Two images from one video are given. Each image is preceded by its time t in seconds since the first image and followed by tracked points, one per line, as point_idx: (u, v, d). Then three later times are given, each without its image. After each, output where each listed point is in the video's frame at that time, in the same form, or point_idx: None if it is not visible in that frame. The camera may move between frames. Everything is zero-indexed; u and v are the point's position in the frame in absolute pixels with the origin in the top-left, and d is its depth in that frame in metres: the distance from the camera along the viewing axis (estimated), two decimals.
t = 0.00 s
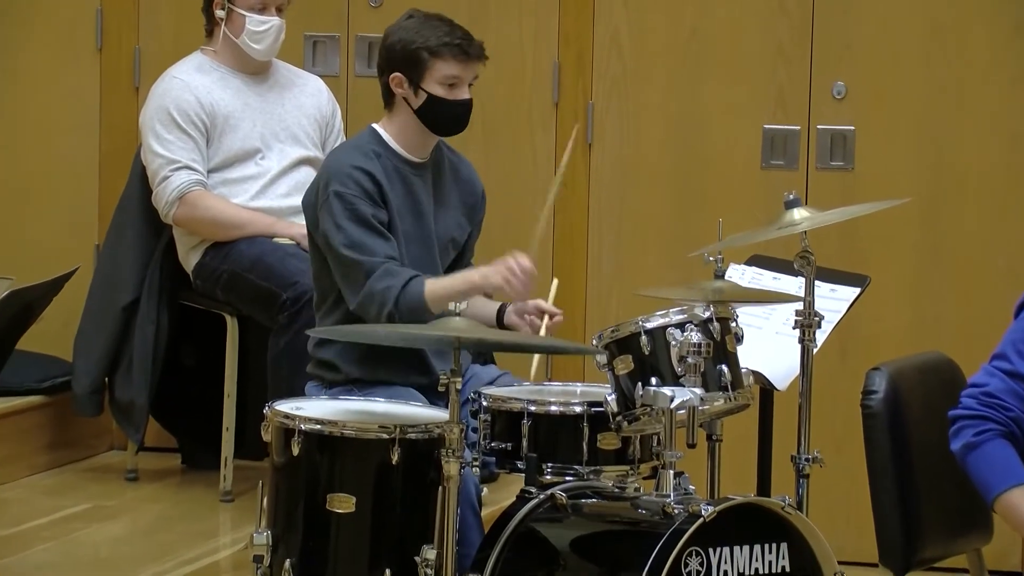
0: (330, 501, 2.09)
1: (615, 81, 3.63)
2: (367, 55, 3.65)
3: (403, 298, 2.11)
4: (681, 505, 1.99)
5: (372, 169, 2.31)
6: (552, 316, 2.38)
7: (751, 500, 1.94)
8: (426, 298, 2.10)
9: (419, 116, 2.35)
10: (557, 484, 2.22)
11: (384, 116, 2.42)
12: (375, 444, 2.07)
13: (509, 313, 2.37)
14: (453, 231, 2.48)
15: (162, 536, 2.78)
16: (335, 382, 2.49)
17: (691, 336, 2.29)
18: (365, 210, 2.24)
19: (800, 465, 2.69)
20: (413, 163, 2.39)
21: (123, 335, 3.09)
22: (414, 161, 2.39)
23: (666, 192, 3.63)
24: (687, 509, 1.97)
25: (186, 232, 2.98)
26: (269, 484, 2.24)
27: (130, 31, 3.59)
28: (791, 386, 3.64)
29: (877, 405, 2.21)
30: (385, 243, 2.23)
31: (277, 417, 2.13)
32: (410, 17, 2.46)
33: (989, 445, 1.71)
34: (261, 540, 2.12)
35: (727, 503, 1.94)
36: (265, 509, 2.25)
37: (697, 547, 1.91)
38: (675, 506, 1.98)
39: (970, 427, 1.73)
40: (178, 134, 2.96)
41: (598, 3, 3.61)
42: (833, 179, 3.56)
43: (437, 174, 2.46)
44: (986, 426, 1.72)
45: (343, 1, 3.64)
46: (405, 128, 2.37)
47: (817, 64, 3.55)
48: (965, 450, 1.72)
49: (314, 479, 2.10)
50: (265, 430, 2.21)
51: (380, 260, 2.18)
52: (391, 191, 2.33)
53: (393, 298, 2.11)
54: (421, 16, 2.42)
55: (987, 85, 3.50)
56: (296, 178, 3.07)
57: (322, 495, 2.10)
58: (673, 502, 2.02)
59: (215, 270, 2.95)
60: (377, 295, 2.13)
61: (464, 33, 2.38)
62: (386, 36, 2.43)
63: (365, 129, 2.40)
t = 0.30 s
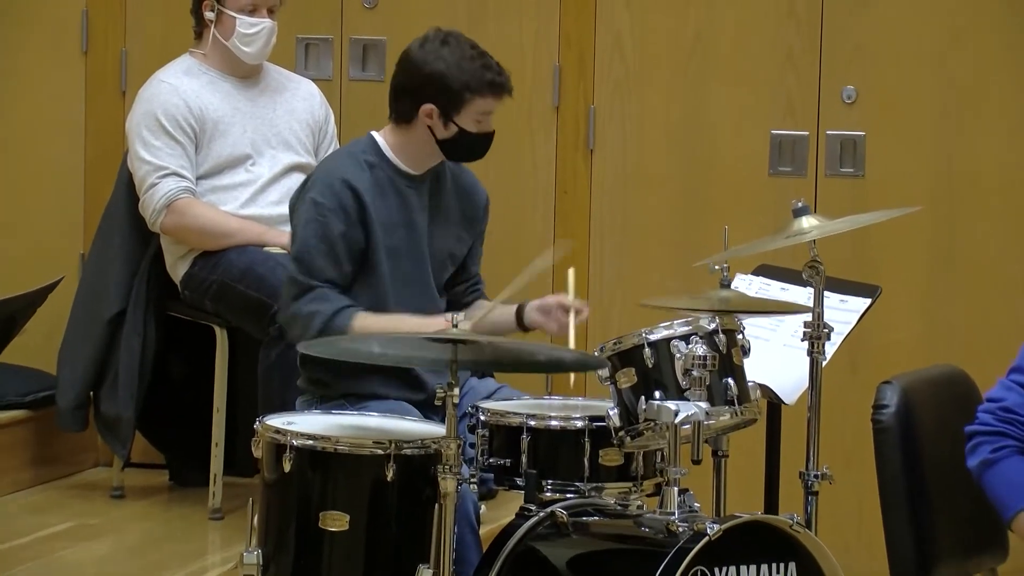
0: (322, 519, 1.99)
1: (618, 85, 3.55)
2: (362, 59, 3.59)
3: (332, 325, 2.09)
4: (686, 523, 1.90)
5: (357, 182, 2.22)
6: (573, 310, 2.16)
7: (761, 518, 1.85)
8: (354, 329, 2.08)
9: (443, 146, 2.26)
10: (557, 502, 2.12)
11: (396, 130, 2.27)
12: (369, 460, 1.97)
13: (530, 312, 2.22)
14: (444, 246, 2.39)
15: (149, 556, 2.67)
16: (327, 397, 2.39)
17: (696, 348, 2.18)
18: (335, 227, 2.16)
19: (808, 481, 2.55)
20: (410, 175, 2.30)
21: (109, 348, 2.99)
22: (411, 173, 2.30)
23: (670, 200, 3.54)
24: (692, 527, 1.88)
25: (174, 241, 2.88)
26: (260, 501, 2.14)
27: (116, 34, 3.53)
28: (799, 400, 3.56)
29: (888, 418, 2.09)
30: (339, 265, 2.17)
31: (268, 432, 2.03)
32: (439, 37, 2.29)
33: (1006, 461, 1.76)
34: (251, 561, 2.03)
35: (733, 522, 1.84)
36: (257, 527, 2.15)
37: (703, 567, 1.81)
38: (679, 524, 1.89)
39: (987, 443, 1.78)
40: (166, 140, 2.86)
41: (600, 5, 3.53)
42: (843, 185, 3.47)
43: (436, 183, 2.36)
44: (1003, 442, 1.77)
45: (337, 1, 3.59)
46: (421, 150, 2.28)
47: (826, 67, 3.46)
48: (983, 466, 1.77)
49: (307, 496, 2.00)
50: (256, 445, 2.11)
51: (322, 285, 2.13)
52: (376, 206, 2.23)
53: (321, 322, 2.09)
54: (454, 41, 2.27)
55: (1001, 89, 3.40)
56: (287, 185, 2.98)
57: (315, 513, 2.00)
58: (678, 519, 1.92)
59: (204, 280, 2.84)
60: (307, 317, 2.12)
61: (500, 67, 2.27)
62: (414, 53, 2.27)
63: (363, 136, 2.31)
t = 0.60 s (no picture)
0: (315, 532, 1.89)
1: (619, 84, 3.47)
2: (356, 57, 3.52)
3: (249, 319, 2.07)
4: (689, 536, 1.82)
5: (328, 181, 2.17)
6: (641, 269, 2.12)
7: (764, 530, 1.78)
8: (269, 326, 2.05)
9: (441, 148, 2.21)
10: (557, 514, 2.03)
11: (393, 132, 2.21)
12: (363, 471, 1.88)
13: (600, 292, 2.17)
14: (445, 251, 2.26)
15: (136, 570, 2.57)
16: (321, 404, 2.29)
17: (701, 356, 2.09)
18: (286, 224, 2.14)
19: (816, 493, 2.47)
20: (400, 177, 2.22)
21: (95, 356, 2.90)
22: (405, 177, 2.22)
23: (674, 202, 3.46)
24: (696, 540, 1.79)
25: (162, 245, 2.79)
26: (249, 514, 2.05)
27: (102, 33, 3.47)
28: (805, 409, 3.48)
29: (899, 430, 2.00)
30: (287, 262, 2.14)
31: (259, 443, 1.95)
32: (436, 35, 2.21)
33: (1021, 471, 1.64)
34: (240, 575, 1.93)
35: (737, 535, 1.77)
36: (245, 541, 2.06)
37: None
38: (682, 537, 1.80)
39: (1001, 453, 1.67)
40: (154, 140, 2.78)
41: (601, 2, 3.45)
42: (853, 188, 3.39)
43: (436, 185, 2.26)
44: (1018, 452, 1.65)
45: None
46: (417, 152, 2.22)
47: (834, 67, 3.38)
48: (996, 477, 1.66)
49: (299, 508, 1.90)
50: (246, 456, 2.02)
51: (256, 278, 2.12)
52: (348, 208, 2.17)
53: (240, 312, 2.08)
54: (452, 39, 2.20)
55: (1013, 87, 3.32)
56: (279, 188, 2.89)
57: (308, 526, 1.90)
58: (681, 532, 1.84)
59: (194, 286, 2.75)
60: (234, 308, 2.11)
61: (499, 66, 2.21)
62: (411, 51, 2.20)
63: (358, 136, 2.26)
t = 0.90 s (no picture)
0: (309, 545, 1.81)
1: (621, 84, 3.40)
2: (350, 56, 3.44)
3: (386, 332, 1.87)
4: (693, 548, 1.73)
5: (349, 185, 2.06)
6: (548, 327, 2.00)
7: (771, 543, 1.70)
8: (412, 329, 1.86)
9: (438, 153, 2.12)
10: (558, 525, 1.95)
11: (387, 141, 2.11)
12: (357, 483, 1.79)
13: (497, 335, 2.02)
14: (437, 253, 2.23)
15: None
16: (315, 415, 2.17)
17: (705, 363, 2.00)
18: (343, 231, 1.99)
19: (825, 504, 2.33)
20: (399, 181, 2.14)
21: (81, 364, 2.81)
22: (400, 179, 2.14)
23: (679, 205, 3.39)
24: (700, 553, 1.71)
25: (151, 250, 2.71)
26: (240, 527, 1.95)
27: (88, 31, 3.41)
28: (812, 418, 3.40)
29: (910, 439, 1.79)
30: (366, 267, 1.98)
31: (251, 453, 1.86)
32: (423, 40, 2.14)
33: None
34: None
35: (744, 548, 1.70)
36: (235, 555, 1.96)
37: None
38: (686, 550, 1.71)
39: (1016, 463, 1.56)
40: (142, 142, 2.70)
41: None
42: (862, 190, 3.34)
43: (427, 186, 2.21)
44: None
45: None
46: (413, 158, 2.13)
47: (843, 68, 3.32)
48: (1011, 489, 1.55)
49: (291, 521, 1.82)
50: (236, 468, 1.93)
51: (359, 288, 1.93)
52: (369, 213, 2.08)
53: (374, 326, 1.87)
54: (441, 43, 2.13)
55: None
56: (270, 191, 2.81)
57: (300, 539, 1.82)
58: (686, 545, 1.75)
59: (184, 291, 2.67)
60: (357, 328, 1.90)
61: (490, 66, 2.13)
62: (399, 59, 2.12)
63: (349, 139, 2.16)
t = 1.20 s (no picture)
0: (305, 549, 1.76)
1: (623, 83, 3.36)
2: (348, 54, 3.40)
3: (291, 341, 1.91)
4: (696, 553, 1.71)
5: (327, 189, 2.04)
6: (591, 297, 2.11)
7: (773, 548, 1.68)
8: (318, 345, 1.90)
9: (439, 176, 2.09)
10: (559, 530, 1.90)
11: (392, 153, 2.07)
12: (354, 487, 1.75)
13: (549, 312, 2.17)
14: (433, 262, 2.18)
15: None
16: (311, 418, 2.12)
17: (707, 365, 1.95)
18: (298, 236, 1.99)
19: (829, 509, 2.29)
20: (395, 188, 2.10)
21: (75, 365, 2.77)
22: (398, 188, 2.10)
23: (682, 205, 3.35)
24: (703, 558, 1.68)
25: (145, 251, 2.67)
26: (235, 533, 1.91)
27: (83, 28, 3.37)
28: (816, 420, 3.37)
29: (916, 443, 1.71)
30: (301, 278, 2.00)
31: (247, 456, 1.81)
32: (451, 68, 2.06)
33: None
34: None
35: (748, 552, 1.67)
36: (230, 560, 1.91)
37: None
38: (689, 555, 1.69)
39: (1022, 471, 1.51)
40: (136, 141, 2.66)
41: None
42: (866, 190, 3.30)
43: (427, 193, 2.16)
44: None
45: None
46: (413, 174, 2.09)
47: (847, 65, 3.28)
48: (1016, 497, 1.51)
49: (287, 526, 1.77)
50: (230, 472, 1.88)
51: (281, 297, 1.95)
52: (349, 220, 2.05)
53: (281, 338, 1.92)
54: (468, 77, 2.05)
55: None
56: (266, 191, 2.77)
57: (296, 544, 1.77)
58: (689, 550, 1.72)
59: (179, 292, 2.62)
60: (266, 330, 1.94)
61: (510, 105, 2.08)
62: (422, 84, 2.03)
63: (350, 139, 2.13)
